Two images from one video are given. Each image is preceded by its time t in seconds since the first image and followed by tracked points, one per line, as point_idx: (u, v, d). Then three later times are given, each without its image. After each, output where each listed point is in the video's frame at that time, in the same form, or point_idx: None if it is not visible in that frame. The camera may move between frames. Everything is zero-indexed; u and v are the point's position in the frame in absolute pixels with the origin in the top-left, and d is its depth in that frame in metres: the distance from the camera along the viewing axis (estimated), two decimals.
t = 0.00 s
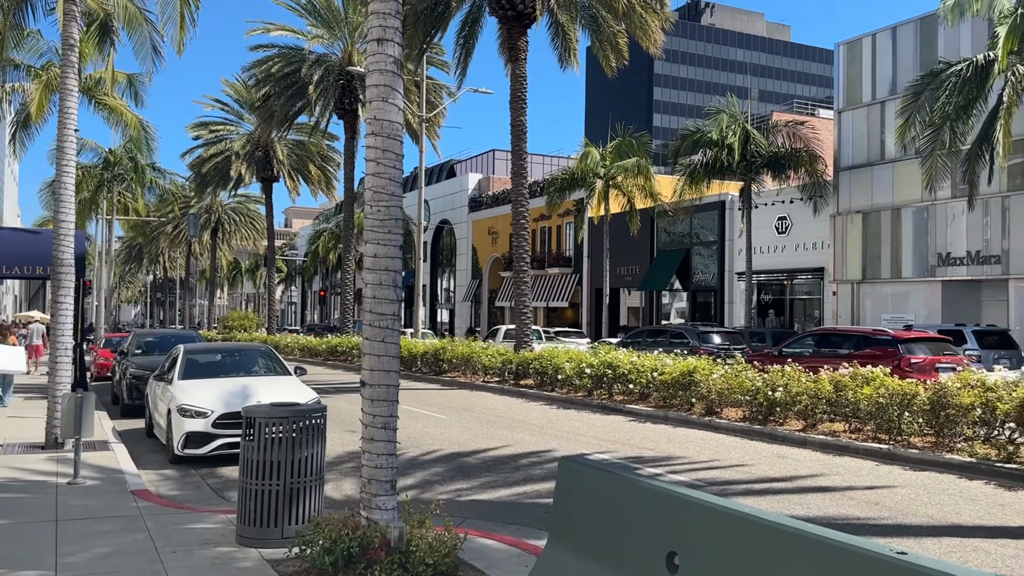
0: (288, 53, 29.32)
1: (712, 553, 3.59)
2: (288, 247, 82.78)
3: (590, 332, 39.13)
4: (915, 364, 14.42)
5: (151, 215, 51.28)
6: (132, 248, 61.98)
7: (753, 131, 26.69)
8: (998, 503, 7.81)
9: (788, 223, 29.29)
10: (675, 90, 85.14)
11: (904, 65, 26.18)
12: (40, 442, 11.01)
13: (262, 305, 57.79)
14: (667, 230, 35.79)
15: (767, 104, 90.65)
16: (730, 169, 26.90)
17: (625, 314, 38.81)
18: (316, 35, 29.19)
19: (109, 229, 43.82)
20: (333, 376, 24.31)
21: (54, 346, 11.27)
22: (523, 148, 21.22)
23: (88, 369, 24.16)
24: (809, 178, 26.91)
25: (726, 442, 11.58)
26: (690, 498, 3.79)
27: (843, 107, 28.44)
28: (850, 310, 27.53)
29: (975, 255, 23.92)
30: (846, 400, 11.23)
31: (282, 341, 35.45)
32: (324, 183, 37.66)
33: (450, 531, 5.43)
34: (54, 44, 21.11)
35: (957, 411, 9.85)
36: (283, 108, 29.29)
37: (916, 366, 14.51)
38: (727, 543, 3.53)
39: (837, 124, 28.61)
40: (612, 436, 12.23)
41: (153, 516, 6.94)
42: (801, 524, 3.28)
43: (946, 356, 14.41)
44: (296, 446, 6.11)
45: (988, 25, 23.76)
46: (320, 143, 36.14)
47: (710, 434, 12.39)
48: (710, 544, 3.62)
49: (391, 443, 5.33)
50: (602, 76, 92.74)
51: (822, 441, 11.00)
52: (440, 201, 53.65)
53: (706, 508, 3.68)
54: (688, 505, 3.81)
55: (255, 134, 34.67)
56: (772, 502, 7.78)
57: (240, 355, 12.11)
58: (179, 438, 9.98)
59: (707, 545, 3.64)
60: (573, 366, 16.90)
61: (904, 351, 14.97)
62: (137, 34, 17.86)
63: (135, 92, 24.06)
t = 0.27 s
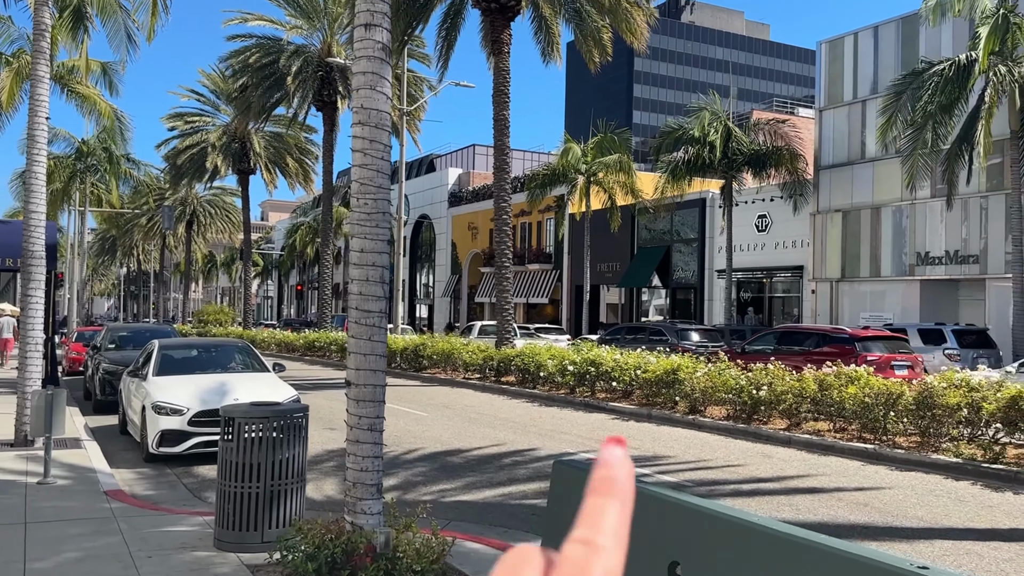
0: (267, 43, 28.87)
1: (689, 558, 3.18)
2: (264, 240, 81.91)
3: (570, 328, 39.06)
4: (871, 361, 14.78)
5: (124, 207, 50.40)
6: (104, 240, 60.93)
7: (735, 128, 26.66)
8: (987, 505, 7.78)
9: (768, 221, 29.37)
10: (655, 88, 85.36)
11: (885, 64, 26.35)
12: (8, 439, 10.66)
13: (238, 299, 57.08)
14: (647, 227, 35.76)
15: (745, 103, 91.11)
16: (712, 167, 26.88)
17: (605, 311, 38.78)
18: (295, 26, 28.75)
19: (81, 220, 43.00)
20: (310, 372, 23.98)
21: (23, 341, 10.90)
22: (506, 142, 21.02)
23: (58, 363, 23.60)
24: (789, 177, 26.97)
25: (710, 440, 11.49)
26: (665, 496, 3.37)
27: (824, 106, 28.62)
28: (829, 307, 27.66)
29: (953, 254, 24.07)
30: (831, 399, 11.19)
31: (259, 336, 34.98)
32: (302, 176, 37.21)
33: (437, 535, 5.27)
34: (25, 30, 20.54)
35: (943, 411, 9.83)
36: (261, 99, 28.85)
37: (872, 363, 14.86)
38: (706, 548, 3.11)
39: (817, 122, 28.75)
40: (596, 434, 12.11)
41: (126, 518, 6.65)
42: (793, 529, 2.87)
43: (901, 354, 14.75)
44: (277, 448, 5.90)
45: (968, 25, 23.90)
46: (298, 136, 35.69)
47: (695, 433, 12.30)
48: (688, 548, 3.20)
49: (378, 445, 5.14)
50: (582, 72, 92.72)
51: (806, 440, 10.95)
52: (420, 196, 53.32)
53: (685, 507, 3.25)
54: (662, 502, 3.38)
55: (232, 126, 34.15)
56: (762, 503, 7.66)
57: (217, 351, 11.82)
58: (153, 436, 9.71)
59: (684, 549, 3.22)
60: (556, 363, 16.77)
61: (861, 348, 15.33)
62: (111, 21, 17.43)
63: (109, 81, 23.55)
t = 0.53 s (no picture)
0: (251, 33, 28.47)
1: None
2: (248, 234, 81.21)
3: (556, 324, 38.93)
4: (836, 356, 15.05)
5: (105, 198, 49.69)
6: (85, 232, 60.08)
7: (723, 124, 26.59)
8: (986, 504, 7.71)
9: (755, 218, 29.36)
10: (641, 84, 85.40)
11: (874, 62, 26.38)
12: None
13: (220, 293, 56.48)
14: (634, 222, 35.68)
15: (731, 100, 91.32)
16: (701, 163, 26.78)
17: (591, 307, 38.69)
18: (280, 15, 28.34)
19: (61, 212, 42.36)
20: (295, 366, 23.68)
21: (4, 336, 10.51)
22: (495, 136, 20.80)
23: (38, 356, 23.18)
24: (777, 174, 26.93)
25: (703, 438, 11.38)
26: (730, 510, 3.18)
27: (812, 103, 28.67)
28: (815, 304, 27.67)
29: (940, 252, 24.11)
30: (825, 396, 11.12)
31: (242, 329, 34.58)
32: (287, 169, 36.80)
33: (433, 535, 5.10)
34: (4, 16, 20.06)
35: (938, 408, 9.77)
36: (245, 90, 28.47)
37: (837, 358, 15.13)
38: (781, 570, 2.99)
39: (805, 119, 28.78)
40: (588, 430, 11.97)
41: (110, 516, 6.40)
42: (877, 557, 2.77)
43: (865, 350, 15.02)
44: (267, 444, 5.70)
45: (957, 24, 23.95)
46: (283, 128, 35.28)
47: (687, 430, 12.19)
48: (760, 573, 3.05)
49: (373, 443, 4.96)
50: (568, 67, 92.58)
51: (800, 438, 10.86)
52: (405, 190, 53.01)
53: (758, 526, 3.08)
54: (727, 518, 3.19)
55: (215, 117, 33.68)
56: (760, 502, 7.54)
57: (201, 345, 11.57)
58: (137, 431, 9.47)
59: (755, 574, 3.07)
60: (545, 358, 16.63)
61: (826, 344, 15.63)
62: (93, 8, 17.05)
63: (91, 70, 23.11)
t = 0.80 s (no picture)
0: (246, 26, 28.16)
1: None
2: (240, 228, 80.77)
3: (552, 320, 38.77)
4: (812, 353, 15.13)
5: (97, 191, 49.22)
6: (76, 225, 59.59)
7: (722, 120, 26.45)
8: (995, 506, 7.59)
9: (753, 215, 29.25)
10: (636, 80, 85.24)
11: (873, 59, 26.28)
12: None
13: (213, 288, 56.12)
14: (631, 219, 35.53)
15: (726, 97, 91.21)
16: (699, 159, 26.62)
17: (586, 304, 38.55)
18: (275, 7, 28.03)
19: (53, 205, 41.96)
20: (289, 362, 23.44)
21: None
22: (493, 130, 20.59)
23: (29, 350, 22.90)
24: (775, 171, 26.81)
25: (705, 437, 11.23)
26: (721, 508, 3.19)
27: (811, 99, 28.56)
28: (813, 302, 27.57)
29: (939, 250, 24.05)
30: (828, 395, 10.98)
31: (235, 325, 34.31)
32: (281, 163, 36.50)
33: (437, 541, 4.94)
34: None
35: (944, 408, 9.65)
36: (240, 83, 28.15)
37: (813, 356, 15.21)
38: None
39: (804, 116, 28.67)
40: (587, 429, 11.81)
41: (102, 518, 6.20)
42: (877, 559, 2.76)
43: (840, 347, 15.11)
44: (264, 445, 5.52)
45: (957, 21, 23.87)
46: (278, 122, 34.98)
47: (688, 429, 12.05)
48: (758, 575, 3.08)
49: (376, 445, 4.79)
50: (563, 63, 92.32)
51: (803, 438, 10.73)
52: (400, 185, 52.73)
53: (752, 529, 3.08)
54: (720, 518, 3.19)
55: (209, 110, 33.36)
56: (767, 505, 7.40)
57: (195, 341, 11.35)
58: (130, 428, 9.27)
59: None
60: (543, 356, 16.46)
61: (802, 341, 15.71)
62: None
63: (83, 61, 22.81)
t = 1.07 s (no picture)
0: (251, 18, 27.98)
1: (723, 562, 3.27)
2: (245, 223, 80.69)
3: (558, 316, 38.63)
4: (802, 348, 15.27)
5: (103, 185, 49.12)
6: (82, 220, 59.55)
7: (730, 114, 26.22)
8: (1017, 507, 7.41)
9: (761, 210, 29.04)
10: (642, 75, 84.85)
11: (884, 53, 26.00)
12: None
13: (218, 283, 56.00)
14: (638, 214, 35.31)
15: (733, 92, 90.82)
16: (707, 153, 26.37)
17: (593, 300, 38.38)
18: None
19: (58, 198, 41.87)
20: (294, 357, 23.33)
21: None
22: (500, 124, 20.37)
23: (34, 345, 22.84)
24: (784, 165, 26.56)
25: (716, 434, 11.06)
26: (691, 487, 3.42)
27: (820, 94, 28.31)
28: (821, 298, 27.34)
29: (950, 246, 23.84)
30: (842, 392, 10.81)
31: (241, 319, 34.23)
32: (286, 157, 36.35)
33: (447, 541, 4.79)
34: None
35: (961, 406, 9.48)
36: (245, 76, 27.98)
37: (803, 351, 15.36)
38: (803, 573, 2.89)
39: (813, 111, 28.42)
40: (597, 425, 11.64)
41: (103, 515, 6.05)
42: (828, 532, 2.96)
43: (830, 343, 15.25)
44: (269, 442, 5.37)
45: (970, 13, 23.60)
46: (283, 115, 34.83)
47: (699, 426, 11.87)
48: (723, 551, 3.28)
49: (385, 442, 4.63)
50: (569, 57, 91.96)
51: (816, 435, 10.56)
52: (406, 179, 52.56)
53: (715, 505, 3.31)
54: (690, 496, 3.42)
55: (215, 103, 33.21)
56: (784, 505, 7.23)
57: (200, 335, 11.19)
58: (133, 423, 9.12)
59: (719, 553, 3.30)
60: (550, 351, 16.31)
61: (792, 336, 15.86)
62: None
63: (88, 53, 22.68)
